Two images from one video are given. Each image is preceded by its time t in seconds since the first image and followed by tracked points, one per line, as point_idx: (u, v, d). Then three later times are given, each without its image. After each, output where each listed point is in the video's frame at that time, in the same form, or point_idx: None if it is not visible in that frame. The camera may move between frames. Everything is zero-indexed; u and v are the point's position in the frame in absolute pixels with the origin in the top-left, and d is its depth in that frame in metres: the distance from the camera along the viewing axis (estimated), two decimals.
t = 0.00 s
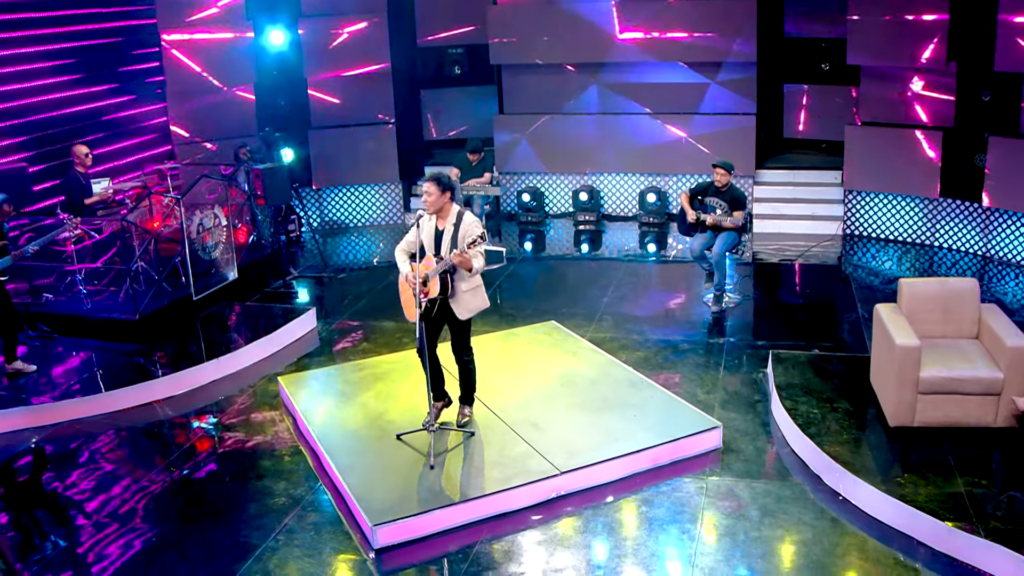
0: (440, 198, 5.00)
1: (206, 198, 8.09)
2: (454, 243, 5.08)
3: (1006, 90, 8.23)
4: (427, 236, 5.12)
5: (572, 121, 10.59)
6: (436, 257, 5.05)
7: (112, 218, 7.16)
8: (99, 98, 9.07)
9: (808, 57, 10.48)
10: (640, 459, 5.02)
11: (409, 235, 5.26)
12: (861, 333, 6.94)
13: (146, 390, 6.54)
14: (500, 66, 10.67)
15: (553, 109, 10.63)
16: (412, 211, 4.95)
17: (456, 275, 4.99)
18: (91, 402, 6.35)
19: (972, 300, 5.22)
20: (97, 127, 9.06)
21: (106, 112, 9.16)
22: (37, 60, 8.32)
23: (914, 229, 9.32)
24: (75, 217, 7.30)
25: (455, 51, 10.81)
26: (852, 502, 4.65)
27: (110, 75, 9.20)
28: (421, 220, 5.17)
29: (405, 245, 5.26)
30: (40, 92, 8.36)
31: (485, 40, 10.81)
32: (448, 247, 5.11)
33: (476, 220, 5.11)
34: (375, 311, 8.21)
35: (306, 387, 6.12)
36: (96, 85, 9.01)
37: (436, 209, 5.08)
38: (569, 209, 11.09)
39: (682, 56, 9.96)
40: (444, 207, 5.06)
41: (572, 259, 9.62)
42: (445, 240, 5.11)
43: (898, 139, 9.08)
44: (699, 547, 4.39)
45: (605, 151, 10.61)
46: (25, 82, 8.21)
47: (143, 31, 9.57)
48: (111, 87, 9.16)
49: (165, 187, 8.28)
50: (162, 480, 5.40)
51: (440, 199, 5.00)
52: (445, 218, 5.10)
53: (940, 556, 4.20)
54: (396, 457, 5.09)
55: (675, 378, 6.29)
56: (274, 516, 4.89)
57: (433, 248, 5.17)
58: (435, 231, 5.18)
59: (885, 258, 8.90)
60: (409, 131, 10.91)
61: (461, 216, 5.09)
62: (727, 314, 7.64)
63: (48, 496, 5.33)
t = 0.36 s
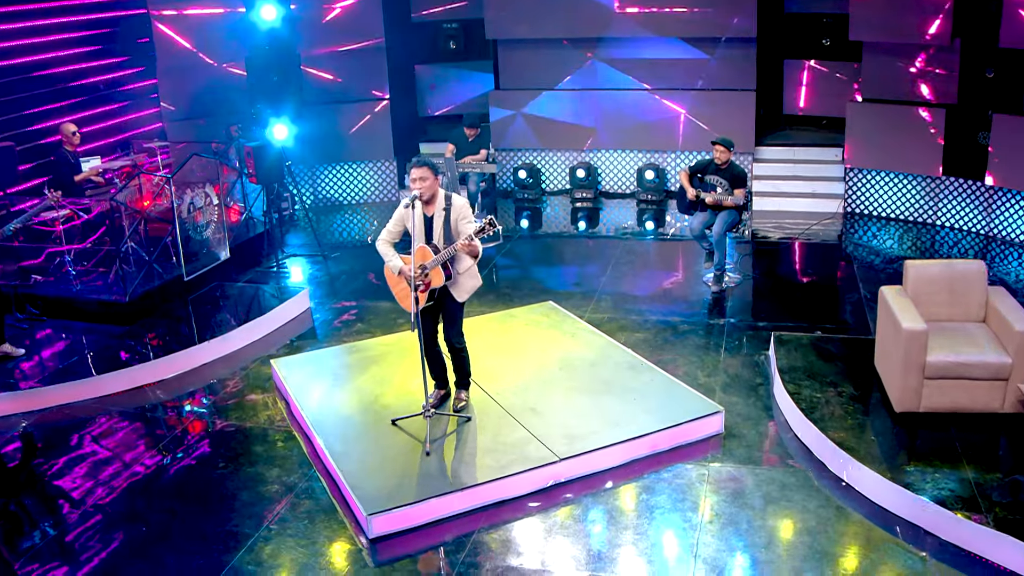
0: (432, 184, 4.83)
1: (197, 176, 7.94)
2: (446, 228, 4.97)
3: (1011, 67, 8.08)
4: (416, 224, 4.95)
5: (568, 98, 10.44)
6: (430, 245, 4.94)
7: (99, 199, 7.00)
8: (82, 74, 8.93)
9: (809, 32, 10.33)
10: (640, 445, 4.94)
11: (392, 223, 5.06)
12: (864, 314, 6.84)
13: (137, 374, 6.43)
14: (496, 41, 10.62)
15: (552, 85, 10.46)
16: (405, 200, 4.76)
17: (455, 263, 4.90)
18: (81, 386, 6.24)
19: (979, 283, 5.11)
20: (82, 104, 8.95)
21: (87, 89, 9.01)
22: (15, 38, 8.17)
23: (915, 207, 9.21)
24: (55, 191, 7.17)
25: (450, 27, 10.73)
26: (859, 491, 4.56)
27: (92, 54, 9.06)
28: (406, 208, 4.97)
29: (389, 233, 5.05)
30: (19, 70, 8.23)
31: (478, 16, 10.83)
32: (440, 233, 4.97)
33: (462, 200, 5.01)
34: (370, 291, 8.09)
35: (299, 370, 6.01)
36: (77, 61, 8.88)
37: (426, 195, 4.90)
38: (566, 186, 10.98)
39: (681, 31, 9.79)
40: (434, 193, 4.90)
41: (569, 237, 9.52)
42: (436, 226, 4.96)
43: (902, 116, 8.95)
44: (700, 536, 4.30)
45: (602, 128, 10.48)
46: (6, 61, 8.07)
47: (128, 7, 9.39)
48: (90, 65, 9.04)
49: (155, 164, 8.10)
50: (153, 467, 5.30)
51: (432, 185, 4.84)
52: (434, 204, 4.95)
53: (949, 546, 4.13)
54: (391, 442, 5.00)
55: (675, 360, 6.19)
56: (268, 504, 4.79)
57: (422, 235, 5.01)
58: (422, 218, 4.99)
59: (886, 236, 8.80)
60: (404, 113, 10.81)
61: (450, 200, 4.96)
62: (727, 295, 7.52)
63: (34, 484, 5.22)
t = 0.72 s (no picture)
0: (424, 166, 4.65)
1: (190, 157, 7.80)
2: (444, 208, 4.82)
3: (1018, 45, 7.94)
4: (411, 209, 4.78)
5: (565, 75, 10.36)
6: (429, 228, 4.78)
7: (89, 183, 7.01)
8: (71, 55, 8.79)
9: (811, 8, 10.17)
10: (642, 434, 4.85)
11: (382, 209, 4.86)
12: (867, 298, 6.75)
13: (129, 360, 6.31)
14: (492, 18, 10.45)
15: (549, 63, 10.39)
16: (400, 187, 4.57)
17: (456, 242, 4.81)
18: (73, 372, 6.12)
19: (988, 268, 5.03)
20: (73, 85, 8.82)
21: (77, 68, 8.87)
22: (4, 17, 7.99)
23: (918, 187, 9.09)
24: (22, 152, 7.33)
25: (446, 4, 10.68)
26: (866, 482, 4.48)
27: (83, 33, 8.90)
28: (397, 193, 4.78)
29: (380, 220, 4.87)
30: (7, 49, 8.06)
31: None
32: (436, 213, 4.83)
33: (454, 177, 4.88)
34: (364, 274, 7.96)
35: (294, 356, 5.90)
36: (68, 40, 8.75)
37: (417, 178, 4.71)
38: (564, 165, 10.89)
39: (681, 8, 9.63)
40: (426, 174, 4.71)
41: (567, 217, 9.40)
42: (431, 207, 4.81)
43: (904, 96, 8.87)
44: (704, 529, 4.22)
45: (601, 105, 10.40)
46: None
47: None
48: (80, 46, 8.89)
49: (147, 148, 8.00)
50: (146, 456, 5.20)
51: (425, 166, 4.66)
52: (426, 185, 4.77)
53: (958, 540, 4.06)
54: (388, 431, 4.90)
55: (677, 344, 6.09)
56: (263, 496, 4.70)
57: (417, 218, 4.85)
58: (416, 202, 4.81)
59: (887, 217, 8.69)
60: (398, 94, 10.58)
61: (441, 179, 4.79)
62: (728, 277, 7.41)
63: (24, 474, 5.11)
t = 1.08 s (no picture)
0: (421, 157, 4.53)
1: (181, 145, 7.65)
2: (441, 201, 4.70)
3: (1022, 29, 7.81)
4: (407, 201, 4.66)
5: (563, 60, 10.28)
6: (427, 221, 4.66)
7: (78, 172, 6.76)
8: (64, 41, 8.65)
9: None
10: (644, 431, 4.74)
11: (377, 201, 4.74)
12: (870, 288, 6.65)
13: (120, 354, 6.18)
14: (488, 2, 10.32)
15: (545, 49, 10.33)
16: (397, 178, 4.45)
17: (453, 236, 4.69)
18: (60, 369, 5.97)
19: (998, 260, 4.93)
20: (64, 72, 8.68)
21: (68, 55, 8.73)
22: None
23: (920, 175, 8.97)
24: None
25: None
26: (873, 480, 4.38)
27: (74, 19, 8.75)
28: (394, 184, 4.66)
29: (375, 213, 4.74)
30: None
31: None
32: (433, 206, 4.71)
33: (451, 169, 4.75)
34: (359, 265, 7.82)
35: (288, 350, 5.79)
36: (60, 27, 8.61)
37: (414, 170, 4.60)
38: (561, 152, 10.75)
39: None
40: (423, 166, 4.60)
41: (564, 205, 9.27)
42: (428, 199, 4.70)
43: (907, 82, 8.76)
44: (709, 530, 4.12)
45: (601, 90, 10.29)
46: None
47: None
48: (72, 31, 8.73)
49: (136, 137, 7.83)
50: (136, 454, 5.07)
51: (422, 158, 4.53)
52: (423, 177, 4.66)
53: (967, 541, 3.97)
54: (384, 429, 4.79)
55: (679, 337, 5.98)
56: (256, 496, 4.59)
57: (413, 211, 4.73)
58: (413, 194, 4.69)
59: (888, 205, 8.57)
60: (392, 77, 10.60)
61: (439, 171, 4.68)
62: (729, 267, 7.28)
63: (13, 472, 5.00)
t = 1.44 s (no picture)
0: (416, 156, 4.39)
1: (168, 143, 7.51)
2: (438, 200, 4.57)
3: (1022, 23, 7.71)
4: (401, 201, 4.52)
5: (558, 53, 10.20)
6: (423, 221, 4.53)
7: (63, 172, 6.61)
8: (46, 36, 8.52)
9: None
10: (644, 437, 4.63)
11: (370, 201, 4.60)
12: (871, 287, 6.55)
13: (106, 358, 6.00)
14: None
15: (539, 43, 10.24)
16: (390, 177, 4.31)
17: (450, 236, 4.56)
18: (41, 375, 5.80)
19: (1004, 260, 4.84)
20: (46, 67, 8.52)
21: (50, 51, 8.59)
22: None
23: (918, 170, 8.88)
24: None
25: None
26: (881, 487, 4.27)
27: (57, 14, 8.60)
28: (387, 184, 4.52)
29: (369, 213, 4.61)
30: None
31: None
32: (428, 206, 4.59)
33: (448, 167, 4.62)
34: (351, 264, 7.68)
35: (281, 353, 5.67)
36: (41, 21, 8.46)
37: (409, 169, 4.46)
38: (555, 147, 10.64)
39: None
40: (418, 165, 4.46)
41: (558, 200, 9.15)
42: (424, 199, 4.57)
43: (905, 76, 8.68)
44: (712, 539, 4.02)
45: (596, 85, 10.20)
46: None
47: None
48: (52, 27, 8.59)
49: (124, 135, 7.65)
50: (123, 462, 4.93)
51: (418, 158, 4.39)
52: (418, 176, 4.52)
53: (977, 549, 3.87)
54: (378, 436, 4.66)
55: (677, 337, 5.87)
56: (246, 506, 4.46)
57: (408, 212, 4.60)
58: (407, 194, 4.55)
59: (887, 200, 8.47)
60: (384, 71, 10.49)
61: (434, 170, 4.56)
62: (727, 265, 7.17)
63: None
